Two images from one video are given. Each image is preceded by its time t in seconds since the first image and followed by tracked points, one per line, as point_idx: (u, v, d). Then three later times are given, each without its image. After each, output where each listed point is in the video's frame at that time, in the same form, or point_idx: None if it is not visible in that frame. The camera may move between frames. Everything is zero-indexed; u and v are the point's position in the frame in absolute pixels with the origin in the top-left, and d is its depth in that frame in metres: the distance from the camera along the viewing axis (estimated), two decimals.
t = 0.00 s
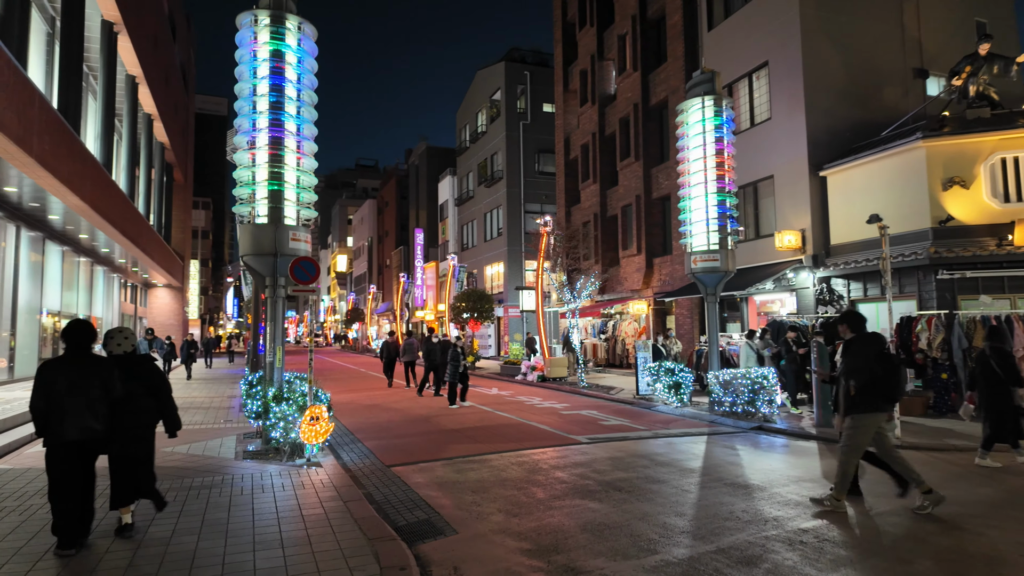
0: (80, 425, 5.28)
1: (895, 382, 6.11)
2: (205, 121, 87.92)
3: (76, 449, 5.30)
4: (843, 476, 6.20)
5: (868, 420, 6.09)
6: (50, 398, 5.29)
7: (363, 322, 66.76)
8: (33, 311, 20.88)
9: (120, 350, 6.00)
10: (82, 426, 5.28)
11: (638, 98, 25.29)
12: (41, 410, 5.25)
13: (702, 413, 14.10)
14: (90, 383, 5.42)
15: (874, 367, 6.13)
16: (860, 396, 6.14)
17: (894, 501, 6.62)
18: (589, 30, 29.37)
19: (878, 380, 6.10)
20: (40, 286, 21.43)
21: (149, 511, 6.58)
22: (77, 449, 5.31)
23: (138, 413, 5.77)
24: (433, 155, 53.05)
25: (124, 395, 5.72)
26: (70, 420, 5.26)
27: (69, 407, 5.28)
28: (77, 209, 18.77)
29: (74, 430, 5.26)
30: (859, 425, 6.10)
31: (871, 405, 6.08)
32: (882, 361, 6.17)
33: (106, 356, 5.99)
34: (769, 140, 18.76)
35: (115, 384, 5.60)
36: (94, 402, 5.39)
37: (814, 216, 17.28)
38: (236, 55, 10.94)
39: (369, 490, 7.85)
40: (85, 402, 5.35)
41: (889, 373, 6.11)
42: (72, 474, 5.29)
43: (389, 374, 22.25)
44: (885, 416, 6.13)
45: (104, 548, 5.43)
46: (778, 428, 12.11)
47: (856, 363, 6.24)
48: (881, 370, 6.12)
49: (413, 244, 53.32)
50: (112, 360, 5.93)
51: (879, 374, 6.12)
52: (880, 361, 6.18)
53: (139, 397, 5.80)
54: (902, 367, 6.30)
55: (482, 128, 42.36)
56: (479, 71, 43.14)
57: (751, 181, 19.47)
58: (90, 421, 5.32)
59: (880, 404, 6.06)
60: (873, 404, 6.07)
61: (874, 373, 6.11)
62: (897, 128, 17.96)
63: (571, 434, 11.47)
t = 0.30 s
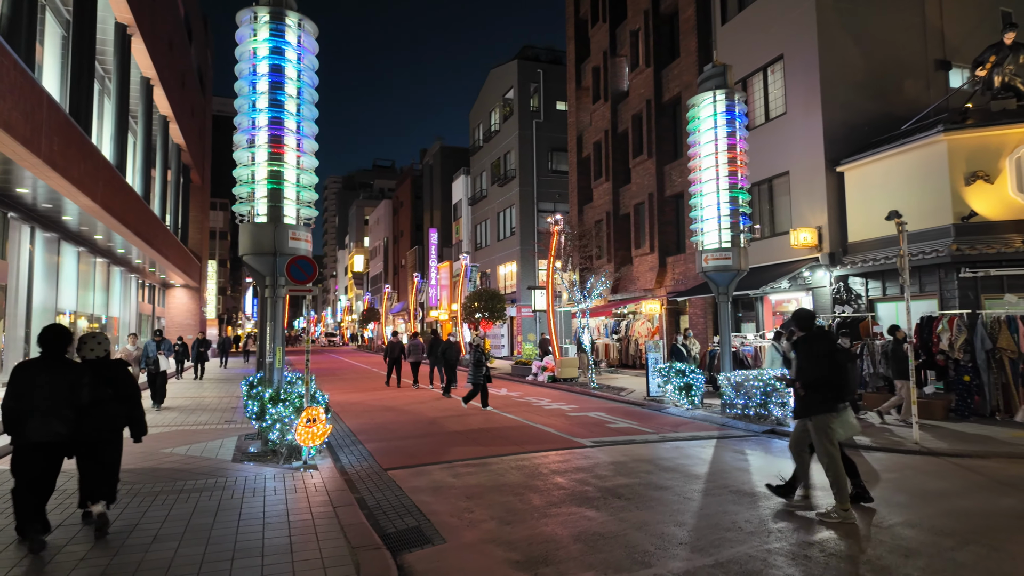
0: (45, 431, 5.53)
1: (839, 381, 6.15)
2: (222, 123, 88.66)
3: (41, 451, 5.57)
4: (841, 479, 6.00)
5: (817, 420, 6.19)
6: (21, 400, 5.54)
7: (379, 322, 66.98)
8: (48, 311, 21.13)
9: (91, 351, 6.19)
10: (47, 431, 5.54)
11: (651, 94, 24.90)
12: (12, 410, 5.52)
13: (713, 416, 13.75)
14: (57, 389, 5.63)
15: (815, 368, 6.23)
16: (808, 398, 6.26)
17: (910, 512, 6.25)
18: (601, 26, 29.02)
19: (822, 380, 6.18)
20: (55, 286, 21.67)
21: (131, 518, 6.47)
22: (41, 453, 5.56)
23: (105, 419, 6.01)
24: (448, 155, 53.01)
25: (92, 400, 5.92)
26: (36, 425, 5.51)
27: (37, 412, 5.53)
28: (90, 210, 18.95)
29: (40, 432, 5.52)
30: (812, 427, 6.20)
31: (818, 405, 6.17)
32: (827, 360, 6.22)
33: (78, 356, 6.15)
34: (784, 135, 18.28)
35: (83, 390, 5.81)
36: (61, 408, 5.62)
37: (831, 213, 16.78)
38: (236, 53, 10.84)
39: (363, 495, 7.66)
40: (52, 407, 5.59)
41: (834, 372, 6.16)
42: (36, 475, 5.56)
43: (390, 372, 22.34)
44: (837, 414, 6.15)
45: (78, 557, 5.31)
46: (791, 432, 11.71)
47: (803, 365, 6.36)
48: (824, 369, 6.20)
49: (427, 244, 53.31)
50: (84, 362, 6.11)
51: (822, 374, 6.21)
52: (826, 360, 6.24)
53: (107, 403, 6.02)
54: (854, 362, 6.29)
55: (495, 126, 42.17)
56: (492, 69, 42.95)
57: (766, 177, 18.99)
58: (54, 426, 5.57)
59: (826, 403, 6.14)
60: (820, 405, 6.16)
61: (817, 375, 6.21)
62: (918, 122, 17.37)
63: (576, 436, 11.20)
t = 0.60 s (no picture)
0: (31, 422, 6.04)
1: (784, 385, 6.12)
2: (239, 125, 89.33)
3: (27, 441, 6.07)
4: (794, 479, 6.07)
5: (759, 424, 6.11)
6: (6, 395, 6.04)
7: (394, 322, 67.19)
8: (63, 311, 21.40)
9: (74, 349, 6.80)
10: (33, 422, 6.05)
11: (663, 90, 24.55)
12: None
13: (724, 418, 13.40)
14: (41, 383, 6.18)
15: (760, 372, 6.16)
16: (750, 401, 6.16)
17: (923, 521, 5.91)
18: (613, 23, 28.72)
19: (766, 384, 6.12)
20: (70, 287, 21.94)
21: (115, 521, 6.42)
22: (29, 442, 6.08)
23: (87, 409, 6.53)
24: (461, 154, 52.96)
25: (70, 392, 6.45)
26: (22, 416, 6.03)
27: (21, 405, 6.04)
28: (102, 211, 19.18)
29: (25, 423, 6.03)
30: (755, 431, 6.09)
31: (762, 408, 6.09)
32: (770, 365, 6.19)
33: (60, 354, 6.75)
34: (798, 130, 17.83)
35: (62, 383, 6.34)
36: (42, 400, 6.13)
37: (846, 209, 16.30)
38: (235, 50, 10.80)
39: (354, 498, 7.52)
40: (35, 400, 6.10)
41: (777, 377, 6.14)
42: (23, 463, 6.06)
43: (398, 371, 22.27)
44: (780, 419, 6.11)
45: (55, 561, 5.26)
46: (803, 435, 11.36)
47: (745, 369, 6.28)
48: (767, 374, 6.15)
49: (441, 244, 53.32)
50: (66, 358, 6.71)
51: (765, 378, 6.15)
52: (768, 366, 6.20)
53: (88, 395, 6.56)
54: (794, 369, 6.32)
55: (508, 125, 42.02)
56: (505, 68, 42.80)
57: (779, 173, 18.57)
58: (34, 417, 6.06)
59: (771, 408, 6.07)
60: (764, 409, 6.08)
61: (761, 378, 6.13)
62: (937, 114, 16.84)
63: (579, 438, 10.97)
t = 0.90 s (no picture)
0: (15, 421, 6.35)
1: (735, 387, 5.93)
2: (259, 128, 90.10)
3: (15, 440, 6.40)
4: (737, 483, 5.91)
5: (708, 425, 5.83)
6: None
7: (412, 322, 67.47)
8: (81, 311, 21.76)
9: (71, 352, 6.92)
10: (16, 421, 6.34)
11: (677, 86, 24.17)
12: None
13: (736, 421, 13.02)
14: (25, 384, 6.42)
15: (709, 372, 5.93)
16: (700, 403, 5.89)
17: (932, 533, 5.62)
18: (627, 19, 28.36)
19: (717, 385, 5.88)
20: (89, 288, 22.30)
21: (103, 523, 6.41)
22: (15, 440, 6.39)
23: (73, 408, 6.69)
24: (478, 154, 52.95)
25: (58, 392, 6.65)
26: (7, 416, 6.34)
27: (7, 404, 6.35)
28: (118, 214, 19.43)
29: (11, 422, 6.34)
30: (704, 432, 5.82)
31: (711, 409, 5.83)
32: (721, 365, 5.96)
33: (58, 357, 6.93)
34: (815, 125, 17.38)
35: (48, 384, 6.53)
36: (26, 399, 6.39)
37: (865, 205, 15.80)
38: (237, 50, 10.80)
39: (347, 501, 7.42)
40: (19, 400, 6.38)
41: (729, 378, 5.93)
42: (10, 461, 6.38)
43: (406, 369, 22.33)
44: (728, 421, 5.91)
45: (36, 563, 5.24)
46: (816, 439, 11.00)
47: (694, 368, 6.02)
48: (717, 374, 5.93)
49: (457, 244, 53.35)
50: (60, 361, 6.86)
51: (716, 378, 5.91)
52: (719, 365, 5.98)
53: (74, 395, 6.71)
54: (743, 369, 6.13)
55: (523, 125, 41.87)
56: (520, 67, 42.62)
57: (795, 169, 18.11)
58: (23, 417, 6.37)
59: (722, 409, 5.84)
60: (715, 410, 5.84)
61: (713, 378, 5.89)
62: (961, 107, 16.29)
63: (583, 441, 10.75)
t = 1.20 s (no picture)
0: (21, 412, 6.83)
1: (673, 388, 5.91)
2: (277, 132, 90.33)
3: (19, 429, 6.86)
4: (669, 472, 6.08)
5: (646, 427, 5.77)
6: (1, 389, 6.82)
7: (428, 322, 67.63)
8: (97, 310, 22.05)
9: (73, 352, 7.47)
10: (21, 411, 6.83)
11: (691, 81, 23.77)
12: None
13: (747, 422, 12.66)
14: (31, 378, 6.94)
15: (645, 374, 5.85)
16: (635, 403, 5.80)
17: (943, 541, 5.33)
18: (641, 14, 27.98)
19: (655, 389, 5.82)
20: (105, 288, 22.58)
21: (88, 523, 6.36)
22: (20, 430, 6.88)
23: (75, 402, 7.22)
24: (492, 153, 52.85)
25: (61, 385, 7.18)
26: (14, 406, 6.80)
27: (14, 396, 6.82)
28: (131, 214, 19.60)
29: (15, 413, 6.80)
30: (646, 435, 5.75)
31: (648, 412, 5.75)
32: (657, 368, 5.91)
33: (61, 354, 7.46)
34: (831, 118, 16.91)
35: (52, 378, 7.07)
36: (30, 392, 6.88)
37: (883, 201, 15.32)
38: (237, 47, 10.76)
39: (338, 502, 7.30)
40: (26, 392, 6.87)
41: (666, 380, 5.88)
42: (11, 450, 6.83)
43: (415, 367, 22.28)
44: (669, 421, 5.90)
45: (15, 562, 5.18)
46: (829, 441, 10.64)
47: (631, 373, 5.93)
48: (653, 377, 5.87)
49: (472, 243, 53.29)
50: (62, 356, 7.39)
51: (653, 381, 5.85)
52: (655, 367, 5.91)
53: (75, 390, 7.24)
54: (677, 372, 6.08)
55: (537, 123, 41.64)
56: (534, 65, 42.38)
57: (811, 164, 17.65)
58: (26, 407, 6.84)
59: (656, 411, 5.77)
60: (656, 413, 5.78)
61: (648, 381, 5.84)
62: (984, 98, 15.75)
63: (587, 443, 10.52)
